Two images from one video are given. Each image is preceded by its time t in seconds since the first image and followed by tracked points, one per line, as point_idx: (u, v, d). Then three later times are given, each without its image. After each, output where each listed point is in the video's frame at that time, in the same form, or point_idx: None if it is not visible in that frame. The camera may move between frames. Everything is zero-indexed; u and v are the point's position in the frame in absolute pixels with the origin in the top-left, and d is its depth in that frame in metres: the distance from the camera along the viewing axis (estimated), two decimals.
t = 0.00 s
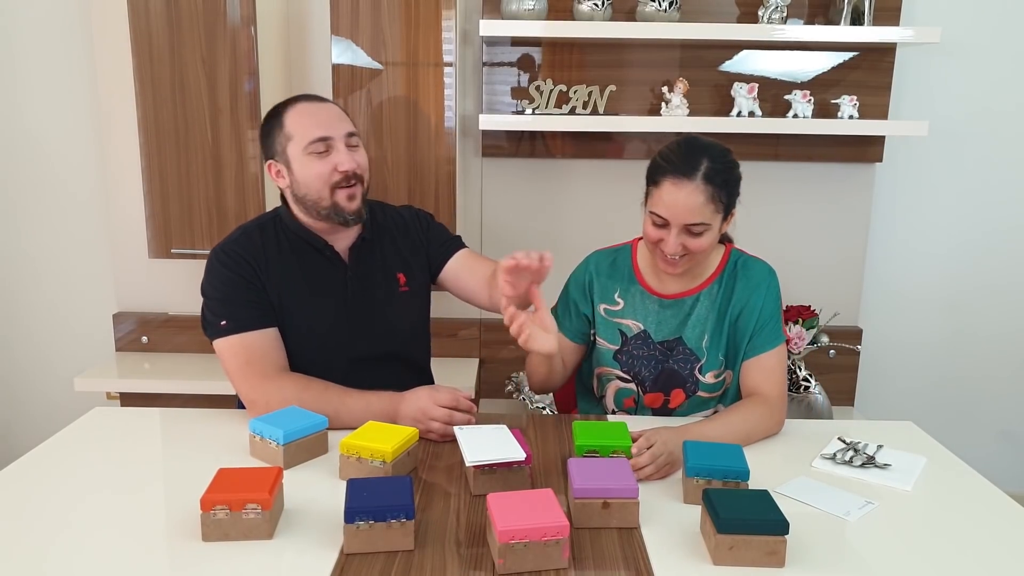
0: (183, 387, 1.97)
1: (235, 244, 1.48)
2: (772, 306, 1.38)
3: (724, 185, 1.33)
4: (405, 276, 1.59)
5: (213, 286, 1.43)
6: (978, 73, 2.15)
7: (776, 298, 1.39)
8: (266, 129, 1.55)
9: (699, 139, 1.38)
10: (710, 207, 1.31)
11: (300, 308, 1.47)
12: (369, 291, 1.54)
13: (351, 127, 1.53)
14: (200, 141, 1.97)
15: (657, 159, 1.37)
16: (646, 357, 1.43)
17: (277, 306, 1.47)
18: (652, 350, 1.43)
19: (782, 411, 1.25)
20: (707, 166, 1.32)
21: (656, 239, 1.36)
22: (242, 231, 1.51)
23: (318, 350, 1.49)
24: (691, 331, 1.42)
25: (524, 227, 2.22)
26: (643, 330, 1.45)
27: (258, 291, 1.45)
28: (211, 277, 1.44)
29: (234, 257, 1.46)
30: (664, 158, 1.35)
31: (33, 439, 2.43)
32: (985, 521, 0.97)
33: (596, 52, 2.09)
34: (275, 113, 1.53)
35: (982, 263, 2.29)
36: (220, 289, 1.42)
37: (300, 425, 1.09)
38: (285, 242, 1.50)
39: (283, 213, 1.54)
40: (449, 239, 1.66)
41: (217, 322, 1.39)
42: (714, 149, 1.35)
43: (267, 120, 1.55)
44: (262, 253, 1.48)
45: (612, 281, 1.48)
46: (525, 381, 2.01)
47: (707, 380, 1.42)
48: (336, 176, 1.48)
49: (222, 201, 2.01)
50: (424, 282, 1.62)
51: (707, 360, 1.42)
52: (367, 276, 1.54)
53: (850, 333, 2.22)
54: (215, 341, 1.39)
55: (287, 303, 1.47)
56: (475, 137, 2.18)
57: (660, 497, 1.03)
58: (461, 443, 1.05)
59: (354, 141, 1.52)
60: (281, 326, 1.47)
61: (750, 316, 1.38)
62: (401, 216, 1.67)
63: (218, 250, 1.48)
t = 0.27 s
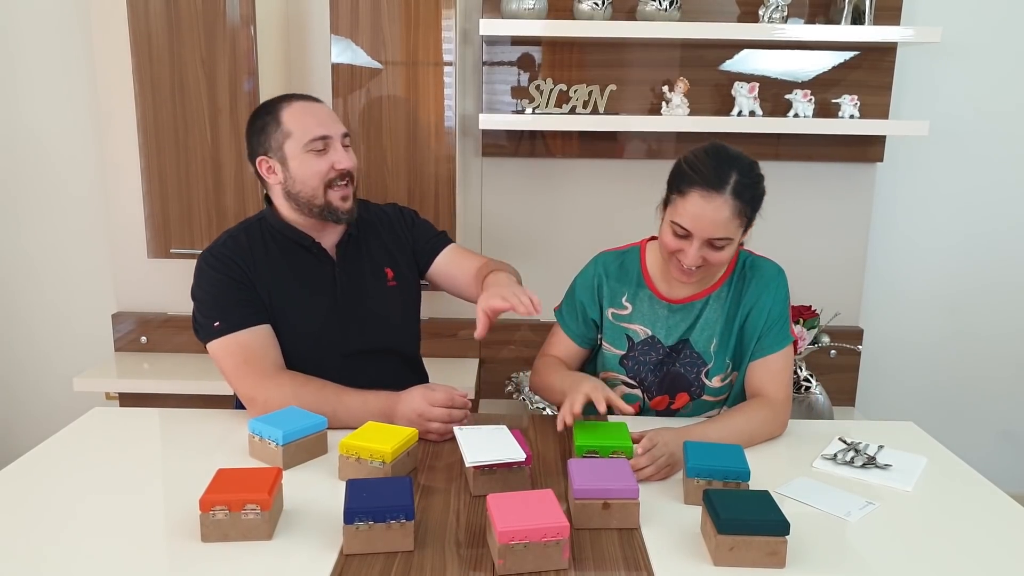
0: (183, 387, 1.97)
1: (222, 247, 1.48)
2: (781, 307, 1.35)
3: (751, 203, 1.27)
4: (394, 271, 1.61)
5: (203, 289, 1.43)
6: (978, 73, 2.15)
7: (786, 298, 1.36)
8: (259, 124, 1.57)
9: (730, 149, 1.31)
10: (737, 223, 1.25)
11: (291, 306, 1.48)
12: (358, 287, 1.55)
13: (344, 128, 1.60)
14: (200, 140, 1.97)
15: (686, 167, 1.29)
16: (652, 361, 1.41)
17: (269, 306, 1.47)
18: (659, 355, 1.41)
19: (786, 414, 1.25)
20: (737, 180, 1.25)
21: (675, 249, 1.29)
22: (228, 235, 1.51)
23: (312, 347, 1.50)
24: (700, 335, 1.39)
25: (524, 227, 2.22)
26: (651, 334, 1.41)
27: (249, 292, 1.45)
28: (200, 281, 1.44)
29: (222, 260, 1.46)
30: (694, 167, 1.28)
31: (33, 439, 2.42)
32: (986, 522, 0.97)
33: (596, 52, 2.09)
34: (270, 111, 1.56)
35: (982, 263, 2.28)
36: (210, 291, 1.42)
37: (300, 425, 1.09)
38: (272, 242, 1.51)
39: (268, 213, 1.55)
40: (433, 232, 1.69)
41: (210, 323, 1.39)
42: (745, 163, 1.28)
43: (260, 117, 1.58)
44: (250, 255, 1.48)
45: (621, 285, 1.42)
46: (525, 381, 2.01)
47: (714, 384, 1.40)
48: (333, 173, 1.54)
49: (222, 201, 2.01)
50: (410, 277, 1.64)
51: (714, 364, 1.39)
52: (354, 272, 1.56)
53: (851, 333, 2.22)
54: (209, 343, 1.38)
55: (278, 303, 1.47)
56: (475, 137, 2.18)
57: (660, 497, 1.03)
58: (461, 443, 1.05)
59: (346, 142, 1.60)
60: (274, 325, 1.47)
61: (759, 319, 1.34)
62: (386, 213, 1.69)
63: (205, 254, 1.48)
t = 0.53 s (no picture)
0: (182, 387, 1.97)
1: (214, 251, 1.48)
2: (785, 307, 1.35)
3: (773, 219, 1.23)
4: (388, 269, 1.62)
5: (197, 294, 1.42)
6: (978, 73, 2.15)
7: (790, 298, 1.36)
8: (246, 127, 1.58)
9: (753, 161, 1.26)
10: (759, 241, 1.22)
11: (286, 307, 1.48)
12: (352, 287, 1.56)
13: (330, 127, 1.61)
14: (200, 140, 1.97)
15: (711, 177, 1.24)
16: (656, 363, 1.41)
17: (264, 308, 1.47)
18: (663, 357, 1.40)
19: (786, 413, 1.25)
20: (762, 196, 1.21)
21: (692, 261, 1.26)
22: (220, 239, 1.51)
23: (310, 348, 1.50)
24: (704, 337, 1.39)
25: (524, 227, 2.22)
26: (657, 337, 1.40)
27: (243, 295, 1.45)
28: (193, 285, 1.44)
29: (215, 263, 1.46)
30: (719, 179, 1.22)
31: (33, 438, 2.42)
32: (985, 521, 0.97)
33: (596, 51, 2.09)
34: (257, 112, 1.57)
35: (982, 263, 2.28)
36: (205, 295, 1.42)
37: (300, 425, 1.09)
38: (264, 245, 1.51)
39: (259, 217, 1.55)
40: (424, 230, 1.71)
41: (207, 327, 1.39)
42: (769, 177, 1.24)
43: (247, 120, 1.58)
44: (244, 258, 1.48)
45: (627, 289, 1.41)
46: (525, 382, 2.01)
47: (717, 385, 1.40)
48: (322, 170, 1.54)
49: (222, 201, 2.01)
50: (403, 273, 1.65)
51: (718, 366, 1.39)
52: (348, 271, 1.56)
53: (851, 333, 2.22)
54: (205, 346, 1.38)
55: (272, 305, 1.47)
56: (475, 137, 2.18)
57: (660, 497, 1.03)
58: (461, 443, 1.05)
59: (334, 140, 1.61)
60: (270, 327, 1.47)
61: (765, 319, 1.34)
62: (378, 213, 1.70)
63: (198, 258, 1.48)
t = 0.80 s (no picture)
0: (182, 387, 1.97)
1: (212, 253, 1.48)
2: (786, 307, 1.35)
3: (778, 228, 1.23)
4: (387, 268, 1.62)
5: (195, 296, 1.42)
6: (978, 73, 2.15)
7: (791, 297, 1.36)
8: (239, 128, 1.57)
9: (759, 168, 1.25)
10: (763, 250, 1.22)
11: (285, 307, 1.48)
12: (352, 286, 1.56)
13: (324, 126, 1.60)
14: (199, 140, 1.97)
15: (716, 186, 1.23)
16: (656, 363, 1.41)
17: (263, 309, 1.47)
18: (663, 357, 1.40)
19: (787, 413, 1.25)
20: (767, 206, 1.20)
21: (696, 268, 1.26)
22: (217, 241, 1.51)
23: (309, 348, 1.50)
24: (705, 337, 1.39)
25: (524, 227, 2.22)
26: (658, 337, 1.40)
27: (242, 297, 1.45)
28: (191, 288, 1.43)
29: (213, 266, 1.46)
30: (724, 188, 1.22)
31: (33, 438, 2.42)
32: (985, 521, 0.97)
33: (596, 52, 2.09)
34: (250, 113, 1.56)
35: (982, 263, 2.28)
36: (203, 297, 1.41)
37: (300, 425, 1.09)
38: (262, 246, 1.51)
39: (255, 218, 1.55)
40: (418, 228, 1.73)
41: (207, 329, 1.39)
42: (775, 185, 1.23)
43: (240, 120, 1.58)
44: (242, 259, 1.48)
45: (628, 290, 1.41)
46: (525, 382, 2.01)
47: (717, 385, 1.40)
48: (315, 171, 1.53)
49: (222, 201, 2.01)
50: (400, 271, 1.65)
51: (719, 366, 1.39)
52: (347, 270, 1.56)
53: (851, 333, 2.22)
54: (205, 349, 1.38)
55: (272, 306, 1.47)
56: (475, 137, 2.18)
57: (660, 497, 1.03)
58: (461, 443, 1.05)
59: (327, 139, 1.60)
60: (269, 327, 1.47)
61: (765, 319, 1.34)
62: (374, 211, 1.70)
63: (195, 261, 1.47)
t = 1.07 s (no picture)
0: (182, 387, 1.97)
1: (210, 253, 1.47)
2: (787, 307, 1.35)
3: (779, 232, 1.23)
4: (384, 264, 1.62)
5: (194, 297, 1.42)
6: (978, 73, 2.15)
7: (792, 297, 1.36)
8: (235, 125, 1.58)
9: (762, 171, 1.24)
10: (764, 253, 1.22)
11: (284, 306, 1.48)
12: (350, 283, 1.57)
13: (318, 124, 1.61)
14: (199, 140, 1.97)
15: (717, 188, 1.23)
16: (657, 362, 1.41)
17: (261, 308, 1.47)
18: (664, 356, 1.40)
19: (787, 413, 1.24)
20: (768, 210, 1.20)
21: (697, 269, 1.26)
22: (214, 242, 1.51)
23: (309, 347, 1.50)
24: (706, 336, 1.39)
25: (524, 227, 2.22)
26: (659, 336, 1.41)
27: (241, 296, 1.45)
28: (190, 289, 1.43)
29: (211, 266, 1.45)
30: (725, 190, 1.22)
31: (33, 438, 2.42)
32: (985, 522, 0.97)
33: (596, 51, 2.09)
34: (245, 111, 1.56)
35: (982, 263, 2.28)
36: (202, 298, 1.41)
37: (300, 425, 1.09)
38: (260, 245, 1.51)
39: (251, 217, 1.55)
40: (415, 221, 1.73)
41: (206, 329, 1.39)
42: (777, 188, 1.22)
43: (236, 118, 1.58)
44: (241, 259, 1.48)
45: (630, 288, 1.41)
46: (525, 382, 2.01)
47: (718, 384, 1.40)
48: (309, 168, 1.54)
49: (222, 201, 2.01)
50: (397, 267, 1.66)
51: (719, 365, 1.39)
52: (345, 268, 1.57)
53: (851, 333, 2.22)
54: (205, 349, 1.38)
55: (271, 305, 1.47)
56: (475, 137, 2.18)
57: (660, 497, 1.03)
58: (461, 443, 1.05)
59: (322, 137, 1.61)
60: (268, 327, 1.47)
61: (766, 318, 1.34)
62: (371, 208, 1.70)
63: (193, 262, 1.47)
